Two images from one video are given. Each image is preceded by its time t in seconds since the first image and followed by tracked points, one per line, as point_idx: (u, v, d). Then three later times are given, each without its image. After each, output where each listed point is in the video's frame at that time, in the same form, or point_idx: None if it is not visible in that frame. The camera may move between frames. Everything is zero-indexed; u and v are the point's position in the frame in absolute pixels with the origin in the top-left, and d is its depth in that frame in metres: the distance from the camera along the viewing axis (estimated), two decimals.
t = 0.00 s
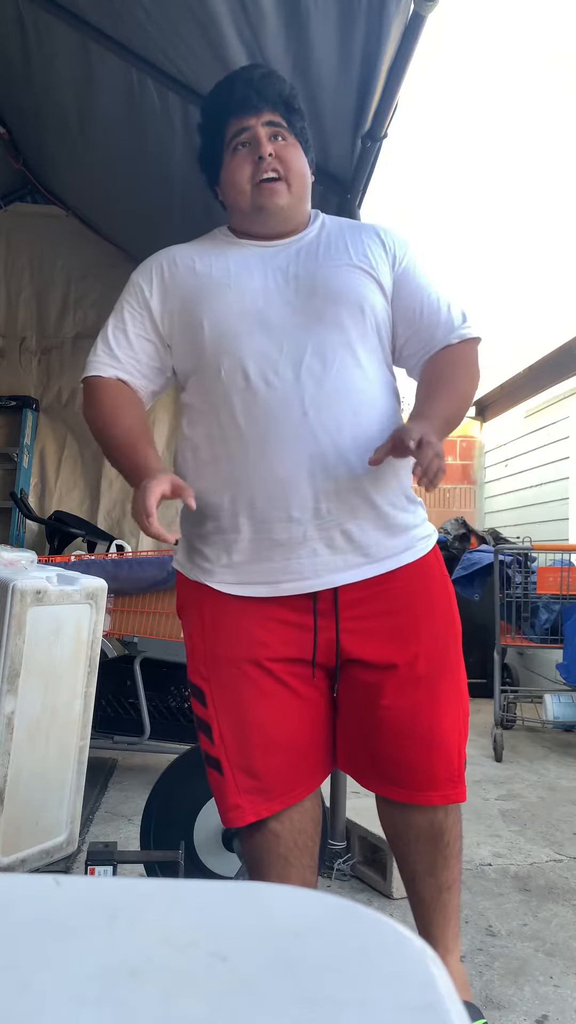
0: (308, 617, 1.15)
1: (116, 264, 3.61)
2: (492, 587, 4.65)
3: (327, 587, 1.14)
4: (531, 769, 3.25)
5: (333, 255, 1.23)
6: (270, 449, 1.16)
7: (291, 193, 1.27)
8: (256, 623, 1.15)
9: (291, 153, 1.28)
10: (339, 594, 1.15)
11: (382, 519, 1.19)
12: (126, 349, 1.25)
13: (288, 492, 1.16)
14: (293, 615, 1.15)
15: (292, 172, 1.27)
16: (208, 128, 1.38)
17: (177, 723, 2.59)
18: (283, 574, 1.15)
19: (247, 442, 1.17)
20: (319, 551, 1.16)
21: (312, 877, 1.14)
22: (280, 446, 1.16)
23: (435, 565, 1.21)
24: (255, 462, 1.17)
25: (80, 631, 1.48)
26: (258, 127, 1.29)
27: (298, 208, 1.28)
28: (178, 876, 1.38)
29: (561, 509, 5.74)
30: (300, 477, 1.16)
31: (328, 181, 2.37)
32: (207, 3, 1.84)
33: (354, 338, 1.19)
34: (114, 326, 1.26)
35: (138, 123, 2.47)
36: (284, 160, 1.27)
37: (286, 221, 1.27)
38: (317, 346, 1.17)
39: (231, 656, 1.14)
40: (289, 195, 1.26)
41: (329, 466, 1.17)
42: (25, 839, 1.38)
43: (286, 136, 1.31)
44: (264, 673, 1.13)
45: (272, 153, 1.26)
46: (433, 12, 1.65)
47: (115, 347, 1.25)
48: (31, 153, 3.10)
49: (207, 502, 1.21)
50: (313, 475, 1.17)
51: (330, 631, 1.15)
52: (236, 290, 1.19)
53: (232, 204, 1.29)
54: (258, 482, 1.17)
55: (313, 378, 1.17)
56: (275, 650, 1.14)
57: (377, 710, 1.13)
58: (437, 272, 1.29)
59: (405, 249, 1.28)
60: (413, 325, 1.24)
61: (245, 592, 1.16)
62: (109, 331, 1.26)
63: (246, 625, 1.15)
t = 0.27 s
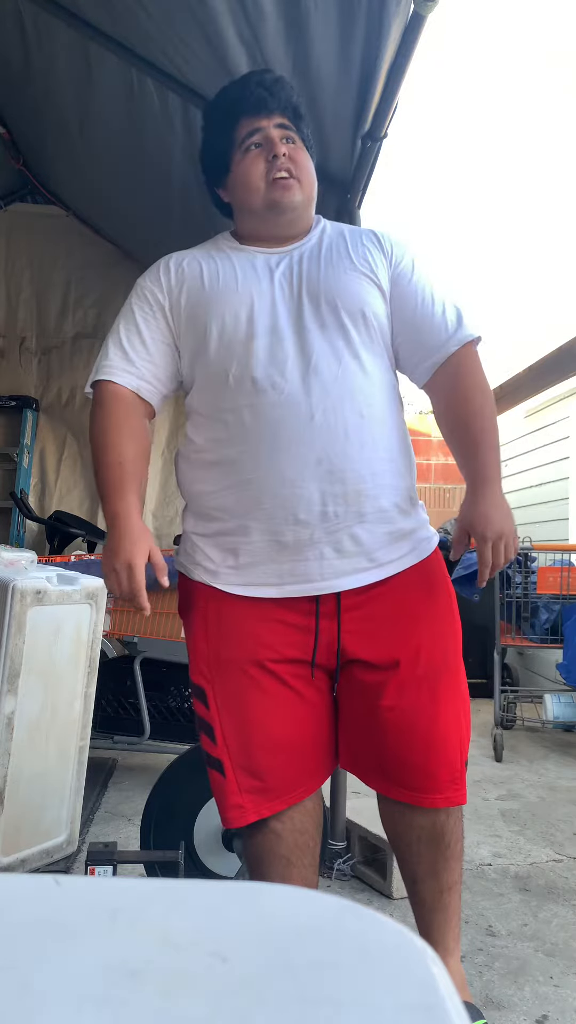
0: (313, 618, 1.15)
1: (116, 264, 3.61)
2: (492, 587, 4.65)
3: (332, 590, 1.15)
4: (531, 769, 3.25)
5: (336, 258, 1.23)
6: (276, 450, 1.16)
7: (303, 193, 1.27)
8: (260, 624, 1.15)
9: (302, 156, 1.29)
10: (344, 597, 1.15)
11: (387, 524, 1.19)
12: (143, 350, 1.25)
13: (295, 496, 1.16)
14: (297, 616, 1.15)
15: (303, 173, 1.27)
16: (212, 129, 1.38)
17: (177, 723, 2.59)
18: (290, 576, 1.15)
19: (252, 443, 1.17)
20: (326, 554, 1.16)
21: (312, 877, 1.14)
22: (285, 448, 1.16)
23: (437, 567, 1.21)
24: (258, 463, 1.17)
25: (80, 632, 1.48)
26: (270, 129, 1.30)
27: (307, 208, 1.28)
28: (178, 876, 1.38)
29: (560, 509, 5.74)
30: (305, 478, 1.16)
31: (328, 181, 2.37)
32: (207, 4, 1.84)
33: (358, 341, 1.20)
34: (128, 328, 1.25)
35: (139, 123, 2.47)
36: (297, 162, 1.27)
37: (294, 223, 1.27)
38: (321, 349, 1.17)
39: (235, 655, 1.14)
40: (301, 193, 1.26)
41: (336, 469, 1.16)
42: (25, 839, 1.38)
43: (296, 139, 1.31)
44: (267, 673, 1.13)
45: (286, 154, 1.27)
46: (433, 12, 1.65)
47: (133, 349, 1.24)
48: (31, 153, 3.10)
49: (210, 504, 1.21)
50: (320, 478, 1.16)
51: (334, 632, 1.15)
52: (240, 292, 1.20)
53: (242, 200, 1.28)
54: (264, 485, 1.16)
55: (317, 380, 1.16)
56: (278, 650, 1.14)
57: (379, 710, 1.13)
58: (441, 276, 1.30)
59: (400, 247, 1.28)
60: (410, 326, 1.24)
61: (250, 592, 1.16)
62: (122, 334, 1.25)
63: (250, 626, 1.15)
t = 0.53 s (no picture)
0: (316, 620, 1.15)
1: (116, 263, 3.61)
2: (492, 587, 4.65)
3: (333, 594, 1.14)
4: (531, 769, 3.25)
5: (338, 262, 1.24)
6: (278, 451, 1.16)
7: (307, 192, 1.27)
8: (262, 625, 1.15)
9: (306, 155, 1.28)
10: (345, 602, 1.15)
11: (389, 528, 1.19)
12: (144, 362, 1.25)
13: (298, 502, 1.16)
14: (300, 617, 1.15)
15: (308, 172, 1.27)
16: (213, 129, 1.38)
17: (177, 723, 2.59)
18: (293, 578, 1.15)
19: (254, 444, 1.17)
20: (328, 557, 1.16)
21: (312, 876, 1.13)
22: (288, 450, 1.16)
23: (438, 569, 1.21)
24: (260, 463, 1.17)
25: (80, 632, 1.48)
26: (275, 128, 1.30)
27: (311, 208, 1.28)
28: (178, 876, 1.38)
29: (561, 509, 5.74)
30: (309, 480, 1.16)
31: (328, 181, 2.37)
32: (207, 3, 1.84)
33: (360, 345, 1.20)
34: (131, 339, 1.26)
35: (139, 124, 2.47)
36: (302, 160, 1.27)
37: (299, 224, 1.27)
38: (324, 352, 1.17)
39: (237, 655, 1.14)
40: (305, 192, 1.26)
41: (339, 474, 1.16)
42: (25, 839, 1.38)
43: (300, 140, 1.31)
44: (269, 673, 1.13)
45: (292, 152, 1.27)
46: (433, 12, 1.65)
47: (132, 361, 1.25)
48: (31, 153, 3.10)
49: (212, 504, 1.21)
50: (323, 483, 1.16)
51: (337, 633, 1.15)
52: (243, 293, 1.20)
53: (248, 195, 1.27)
54: (267, 487, 1.16)
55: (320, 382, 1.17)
56: (280, 650, 1.14)
57: (381, 710, 1.13)
58: (439, 289, 1.33)
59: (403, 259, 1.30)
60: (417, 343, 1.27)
61: (252, 592, 1.16)
62: (125, 344, 1.26)
63: (253, 626, 1.15)
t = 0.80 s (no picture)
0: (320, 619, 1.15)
1: (115, 263, 3.61)
2: (492, 587, 4.65)
3: (337, 589, 1.15)
4: (531, 769, 3.25)
5: (340, 264, 1.24)
6: (284, 450, 1.16)
7: (294, 214, 1.26)
8: (264, 625, 1.14)
9: (297, 172, 1.28)
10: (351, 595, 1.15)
11: (393, 525, 1.19)
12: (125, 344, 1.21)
13: (305, 496, 1.16)
14: (303, 617, 1.15)
15: (296, 191, 1.27)
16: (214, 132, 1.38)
17: (177, 723, 2.59)
18: (298, 574, 1.15)
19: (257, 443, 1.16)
20: (333, 552, 1.16)
21: (312, 876, 1.13)
22: (294, 448, 1.16)
23: (439, 570, 1.22)
24: (264, 462, 1.16)
25: (80, 632, 1.48)
26: (265, 144, 1.28)
27: (300, 227, 1.27)
28: (178, 876, 1.38)
29: (561, 509, 5.74)
30: (314, 479, 1.16)
31: (328, 181, 2.37)
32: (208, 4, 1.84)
33: (362, 347, 1.20)
34: (115, 321, 1.22)
35: (139, 124, 2.47)
36: (290, 178, 1.26)
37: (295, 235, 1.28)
38: (328, 355, 1.18)
39: (240, 655, 1.13)
40: (292, 214, 1.26)
41: (343, 470, 1.17)
42: (25, 839, 1.38)
43: (294, 154, 1.30)
44: (272, 674, 1.13)
45: (278, 175, 1.25)
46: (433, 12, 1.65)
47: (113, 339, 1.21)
48: (31, 153, 3.10)
49: (217, 502, 1.20)
50: (329, 479, 1.17)
51: (340, 632, 1.15)
52: (246, 294, 1.19)
53: (237, 217, 1.29)
54: (272, 483, 1.16)
55: (323, 383, 1.17)
56: (284, 650, 1.14)
57: (383, 710, 1.13)
58: (440, 289, 1.33)
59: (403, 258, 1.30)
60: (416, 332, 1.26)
61: (256, 590, 1.15)
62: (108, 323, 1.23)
63: (256, 625, 1.14)
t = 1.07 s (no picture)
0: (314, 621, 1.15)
1: (115, 263, 3.62)
2: (492, 587, 4.66)
3: (330, 591, 1.14)
4: (531, 769, 3.25)
5: (337, 266, 1.24)
6: (275, 454, 1.16)
7: (297, 215, 1.27)
8: (261, 628, 1.15)
9: (298, 174, 1.28)
10: (344, 596, 1.15)
11: (385, 528, 1.19)
12: (141, 355, 1.23)
13: (296, 499, 1.16)
14: (297, 618, 1.15)
15: (297, 192, 1.27)
16: (210, 139, 1.38)
17: (177, 723, 2.59)
18: (290, 577, 1.15)
19: (253, 444, 1.17)
20: (325, 555, 1.16)
21: (311, 876, 1.13)
22: (287, 451, 1.16)
23: (436, 571, 1.21)
24: (259, 465, 1.17)
25: (80, 632, 1.48)
26: (263, 148, 1.29)
27: (303, 228, 1.28)
28: (177, 876, 1.38)
29: (561, 509, 5.75)
30: (307, 482, 1.17)
31: (327, 181, 2.38)
32: (208, 4, 1.83)
33: (359, 349, 1.20)
34: (129, 334, 1.24)
35: (139, 124, 2.47)
36: (290, 180, 1.27)
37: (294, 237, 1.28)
38: (323, 357, 1.18)
39: (237, 655, 1.14)
40: (295, 215, 1.26)
41: (336, 473, 1.17)
42: (25, 839, 1.38)
43: (291, 155, 1.30)
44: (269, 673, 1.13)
45: (279, 177, 1.26)
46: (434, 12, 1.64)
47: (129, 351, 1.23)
48: (31, 153, 3.10)
49: (215, 505, 1.21)
50: (321, 483, 1.17)
51: (335, 633, 1.15)
52: (243, 297, 1.20)
53: (238, 222, 1.29)
54: (266, 486, 1.17)
55: (320, 386, 1.17)
56: (281, 650, 1.14)
57: (380, 710, 1.13)
58: (438, 288, 1.32)
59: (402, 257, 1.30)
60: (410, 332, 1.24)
61: (250, 592, 1.15)
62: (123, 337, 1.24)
63: (252, 626, 1.15)
